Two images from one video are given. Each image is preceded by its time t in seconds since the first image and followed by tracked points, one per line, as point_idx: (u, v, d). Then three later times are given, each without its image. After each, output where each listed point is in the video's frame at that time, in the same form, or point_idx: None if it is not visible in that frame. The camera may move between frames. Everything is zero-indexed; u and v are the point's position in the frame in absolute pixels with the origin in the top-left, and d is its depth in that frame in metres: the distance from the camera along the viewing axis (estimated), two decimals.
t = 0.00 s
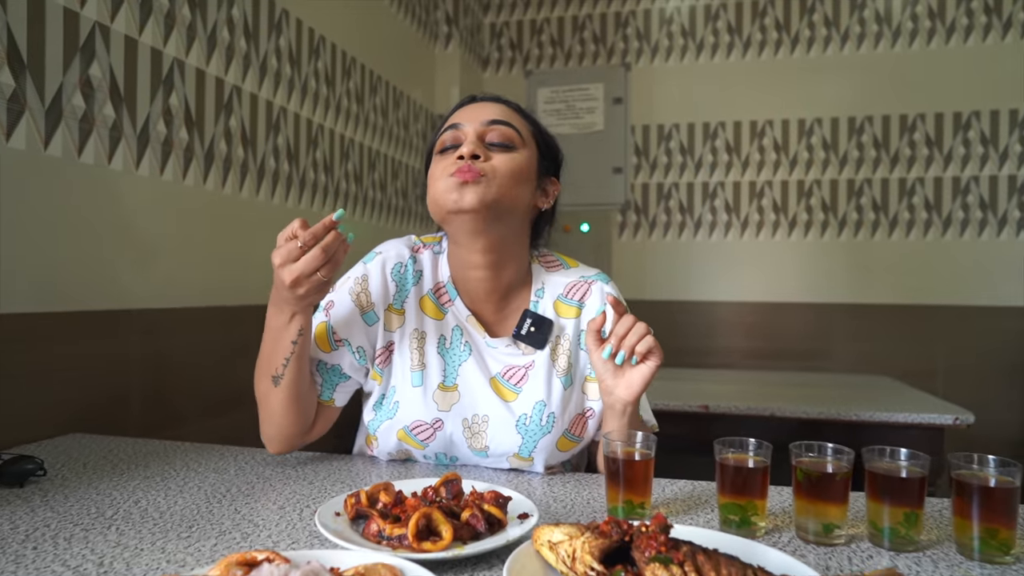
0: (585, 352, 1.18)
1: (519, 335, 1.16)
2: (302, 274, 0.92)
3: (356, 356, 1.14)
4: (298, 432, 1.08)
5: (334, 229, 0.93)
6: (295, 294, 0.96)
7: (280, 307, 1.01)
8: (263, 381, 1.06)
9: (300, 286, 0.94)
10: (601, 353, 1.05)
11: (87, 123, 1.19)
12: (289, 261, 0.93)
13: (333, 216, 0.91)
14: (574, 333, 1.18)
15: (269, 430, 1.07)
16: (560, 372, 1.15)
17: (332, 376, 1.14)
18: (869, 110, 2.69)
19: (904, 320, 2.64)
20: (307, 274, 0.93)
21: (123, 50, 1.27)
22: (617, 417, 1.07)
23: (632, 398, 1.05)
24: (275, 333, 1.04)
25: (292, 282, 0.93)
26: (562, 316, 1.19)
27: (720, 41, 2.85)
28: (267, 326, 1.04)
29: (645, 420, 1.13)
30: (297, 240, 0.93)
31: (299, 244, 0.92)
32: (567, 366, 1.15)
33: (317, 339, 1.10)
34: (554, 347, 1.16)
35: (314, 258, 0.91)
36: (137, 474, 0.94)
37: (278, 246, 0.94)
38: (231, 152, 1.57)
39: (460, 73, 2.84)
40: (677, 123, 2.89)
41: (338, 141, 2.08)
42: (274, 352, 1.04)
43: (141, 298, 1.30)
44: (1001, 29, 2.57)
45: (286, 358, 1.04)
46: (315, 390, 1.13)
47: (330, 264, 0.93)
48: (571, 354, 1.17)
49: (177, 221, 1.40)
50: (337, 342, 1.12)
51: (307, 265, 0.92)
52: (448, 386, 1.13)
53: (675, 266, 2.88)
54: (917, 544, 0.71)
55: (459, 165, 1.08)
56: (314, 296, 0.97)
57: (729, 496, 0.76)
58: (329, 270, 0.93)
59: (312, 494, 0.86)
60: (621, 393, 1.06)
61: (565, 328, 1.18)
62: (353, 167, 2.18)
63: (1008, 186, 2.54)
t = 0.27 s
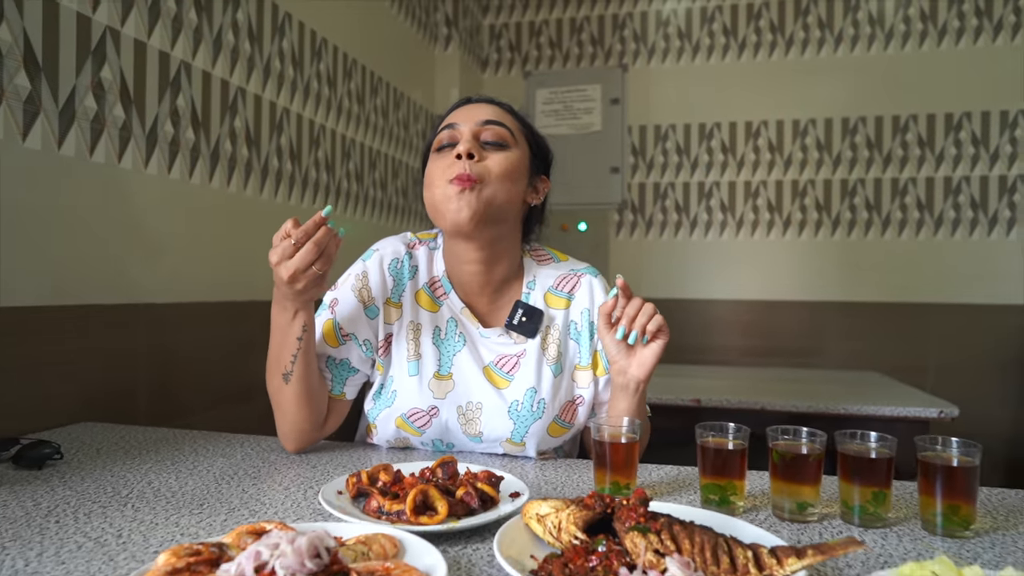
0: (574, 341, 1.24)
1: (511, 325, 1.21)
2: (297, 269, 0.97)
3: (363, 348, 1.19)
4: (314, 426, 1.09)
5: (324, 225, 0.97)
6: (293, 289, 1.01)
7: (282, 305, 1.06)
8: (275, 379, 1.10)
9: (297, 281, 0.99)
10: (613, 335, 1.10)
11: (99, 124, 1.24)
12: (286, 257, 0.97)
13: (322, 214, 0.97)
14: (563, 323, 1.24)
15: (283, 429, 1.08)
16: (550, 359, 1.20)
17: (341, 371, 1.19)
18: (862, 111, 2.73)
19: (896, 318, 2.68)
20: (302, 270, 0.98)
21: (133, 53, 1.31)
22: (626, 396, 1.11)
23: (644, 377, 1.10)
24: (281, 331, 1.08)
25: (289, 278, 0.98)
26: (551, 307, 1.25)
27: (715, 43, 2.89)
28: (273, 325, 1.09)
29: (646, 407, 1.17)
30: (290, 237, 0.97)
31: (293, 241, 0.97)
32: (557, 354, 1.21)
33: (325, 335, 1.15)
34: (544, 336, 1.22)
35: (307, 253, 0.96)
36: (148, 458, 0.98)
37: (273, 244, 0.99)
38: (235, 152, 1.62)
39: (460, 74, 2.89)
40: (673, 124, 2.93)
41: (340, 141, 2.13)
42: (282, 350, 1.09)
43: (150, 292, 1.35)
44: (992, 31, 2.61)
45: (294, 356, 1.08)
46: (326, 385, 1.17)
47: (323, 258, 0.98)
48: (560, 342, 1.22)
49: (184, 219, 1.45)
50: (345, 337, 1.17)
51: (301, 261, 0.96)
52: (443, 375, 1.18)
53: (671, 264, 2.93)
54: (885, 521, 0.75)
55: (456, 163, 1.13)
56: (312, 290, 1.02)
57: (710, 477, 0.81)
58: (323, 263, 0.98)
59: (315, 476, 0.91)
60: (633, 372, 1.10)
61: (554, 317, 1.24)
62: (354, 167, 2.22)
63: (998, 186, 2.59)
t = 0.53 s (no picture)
0: (567, 332, 1.28)
1: (507, 316, 1.26)
2: (299, 263, 1.02)
3: (365, 342, 1.24)
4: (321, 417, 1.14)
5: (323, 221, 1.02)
6: (296, 283, 1.06)
7: (287, 300, 1.11)
8: (282, 374, 1.15)
9: (299, 275, 1.04)
10: (613, 319, 1.15)
11: (111, 127, 1.29)
12: (289, 252, 1.02)
13: (321, 211, 1.00)
14: (556, 314, 1.28)
15: (293, 420, 1.12)
16: (544, 350, 1.24)
17: (347, 364, 1.24)
18: (856, 113, 2.78)
19: (889, 316, 2.73)
20: (304, 264, 1.03)
21: (144, 58, 1.36)
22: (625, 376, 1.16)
23: (644, 358, 1.15)
24: (286, 326, 1.13)
25: (292, 272, 1.03)
26: (544, 300, 1.29)
27: (712, 45, 2.93)
28: (279, 321, 1.13)
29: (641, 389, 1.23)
30: (291, 234, 1.02)
31: (294, 238, 1.02)
32: (550, 345, 1.25)
33: (329, 331, 1.20)
34: (537, 328, 1.26)
35: (308, 248, 1.01)
36: (162, 446, 1.03)
37: (276, 241, 1.03)
38: (242, 153, 1.67)
39: (460, 76, 2.93)
40: (670, 125, 2.98)
41: (343, 142, 2.18)
42: (288, 345, 1.13)
43: (161, 289, 1.40)
44: (983, 34, 2.65)
45: (300, 349, 1.13)
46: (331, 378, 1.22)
47: (323, 252, 1.03)
48: (553, 333, 1.27)
49: (193, 219, 1.50)
50: (348, 331, 1.23)
51: (303, 255, 1.01)
52: (441, 366, 1.23)
53: (668, 263, 2.97)
54: (859, 503, 0.80)
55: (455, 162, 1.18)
56: (314, 283, 1.07)
57: (695, 462, 0.85)
58: (324, 257, 1.03)
59: (321, 463, 0.96)
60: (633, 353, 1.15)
61: (547, 310, 1.28)
62: (357, 167, 2.27)
63: (989, 186, 2.63)
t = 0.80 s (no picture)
0: (556, 321, 1.33)
1: (499, 307, 1.31)
2: (295, 251, 1.07)
3: (363, 333, 1.30)
4: (324, 408, 1.17)
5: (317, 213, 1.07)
6: (294, 272, 1.11)
7: (287, 292, 1.15)
8: (284, 366, 1.19)
9: (297, 265, 1.09)
10: (597, 304, 1.19)
11: (122, 130, 1.33)
12: (284, 240, 1.07)
13: (314, 203, 1.06)
14: (545, 304, 1.33)
15: (296, 411, 1.16)
16: (534, 337, 1.29)
17: (346, 357, 1.30)
18: (851, 113, 2.82)
19: (884, 314, 2.76)
20: (300, 252, 1.07)
21: (153, 63, 1.40)
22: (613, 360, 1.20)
23: (628, 340, 1.18)
24: (287, 319, 1.17)
25: (289, 261, 1.07)
26: (534, 290, 1.34)
27: (710, 47, 2.97)
28: (279, 314, 1.17)
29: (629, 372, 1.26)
30: (287, 225, 1.07)
31: (289, 228, 1.06)
32: (540, 333, 1.30)
33: (329, 326, 1.26)
34: (527, 317, 1.31)
35: (303, 237, 1.06)
36: (174, 438, 1.07)
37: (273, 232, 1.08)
38: (247, 155, 1.70)
39: (461, 78, 2.97)
40: (668, 126, 3.01)
41: (346, 144, 2.21)
42: (290, 335, 1.17)
43: (170, 287, 1.44)
44: (977, 36, 2.69)
45: (299, 339, 1.17)
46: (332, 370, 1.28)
47: (318, 241, 1.08)
48: (543, 322, 1.32)
49: (200, 219, 1.54)
50: (348, 325, 1.29)
51: (298, 243, 1.06)
52: (437, 356, 1.29)
53: (666, 262, 3.01)
54: (841, 489, 0.84)
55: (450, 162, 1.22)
56: (311, 271, 1.12)
57: (685, 452, 0.89)
58: (319, 244, 1.08)
59: (328, 454, 0.99)
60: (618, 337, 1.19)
61: (537, 300, 1.33)
62: (359, 168, 2.31)
63: (983, 186, 2.66)
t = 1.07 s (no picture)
0: (546, 311, 1.35)
1: (491, 300, 1.35)
2: (292, 245, 1.09)
3: (360, 331, 1.33)
4: (323, 404, 1.20)
5: (312, 209, 1.09)
6: (291, 266, 1.13)
7: (285, 287, 1.17)
8: (283, 363, 1.21)
9: (293, 258, 1.11)
10: (584, 292, 1.22)
11: (129, 133, 1.35)
12: (281, 235, 1.09)
13: (310, 200, 1.08)
14: (536, 295, 1.36)
15: (296, 407, 1.19)
16: (526, 326, 1.33)
17: (344, 355, 1.33)
18: (849, 115, 2.84)
19: (881, 314, 2.79)
20: (296, 246, 1.10)
21: (159, 67, 1.42)
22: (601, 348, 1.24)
23: (614, 327, 1.21)
24: (285, 315, 1.19)
25: (286, 255, 1.10)
26: (524, 282, 1.37)
27: (708, 49, 2.99)
28: (278, 310, 1.20)
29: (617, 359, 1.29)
30: (283, 221, 1.09)
31: (286, 224, 1.08)
32: (532, 322, 1.34)
33: (328, 325, 1.28)
34: (519, 308, 1.34)
35: (299, 232, 1.08)
36: (181, 435, 1.10)
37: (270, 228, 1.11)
38: (251, 157, 1.73)
39: (462, 79, 3.00)
40: (667, 127, 3.04)
41: (348, 145, 2.24)
42: (289, 331, 1.20)
43: (176, 288, 1.47)
44: (973, 38, 2.71)
45: (298, 336, 1.20)
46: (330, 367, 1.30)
47: (313, 235, 1.10)
48: (534, 311, 1.35)
49: (206, 220, 1.56)
50: (345, 323, 1.32)
51: (295, 237, 1.08)
52: (434, 349, 1.33)
53: (665, 263, 3.03)
54: (829, 485, 0.87)
55: (453, 167, 1.25)
56: (307, 265, 1.14)
57: (678, 448, 0.91)
58: (314, 239, 1.10)
59: (331, 449, 1.02)
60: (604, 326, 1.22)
61: (528, 292, 1.36)
62: (361, 170, 2.34)
63: (979, 187, 2.69)
